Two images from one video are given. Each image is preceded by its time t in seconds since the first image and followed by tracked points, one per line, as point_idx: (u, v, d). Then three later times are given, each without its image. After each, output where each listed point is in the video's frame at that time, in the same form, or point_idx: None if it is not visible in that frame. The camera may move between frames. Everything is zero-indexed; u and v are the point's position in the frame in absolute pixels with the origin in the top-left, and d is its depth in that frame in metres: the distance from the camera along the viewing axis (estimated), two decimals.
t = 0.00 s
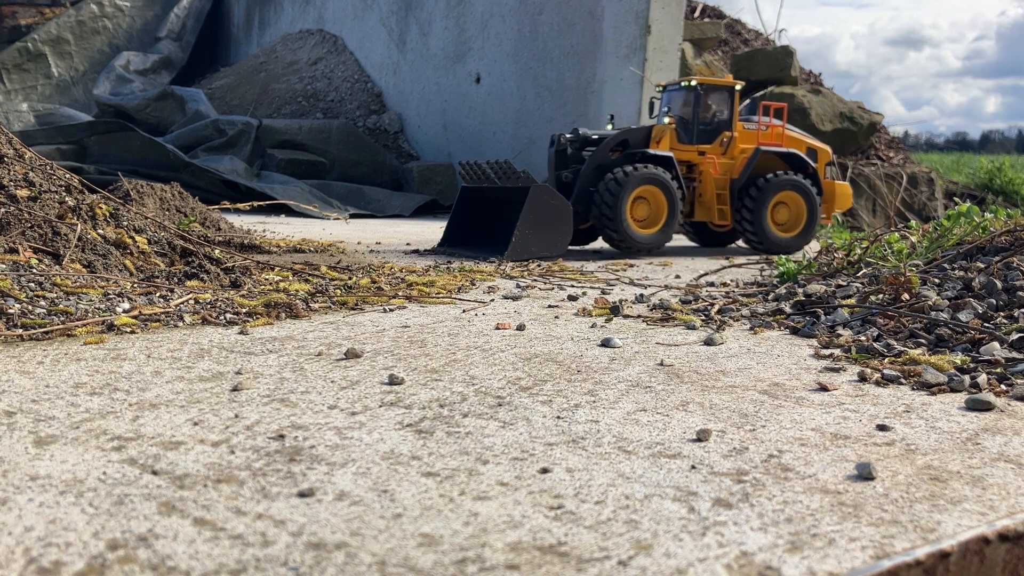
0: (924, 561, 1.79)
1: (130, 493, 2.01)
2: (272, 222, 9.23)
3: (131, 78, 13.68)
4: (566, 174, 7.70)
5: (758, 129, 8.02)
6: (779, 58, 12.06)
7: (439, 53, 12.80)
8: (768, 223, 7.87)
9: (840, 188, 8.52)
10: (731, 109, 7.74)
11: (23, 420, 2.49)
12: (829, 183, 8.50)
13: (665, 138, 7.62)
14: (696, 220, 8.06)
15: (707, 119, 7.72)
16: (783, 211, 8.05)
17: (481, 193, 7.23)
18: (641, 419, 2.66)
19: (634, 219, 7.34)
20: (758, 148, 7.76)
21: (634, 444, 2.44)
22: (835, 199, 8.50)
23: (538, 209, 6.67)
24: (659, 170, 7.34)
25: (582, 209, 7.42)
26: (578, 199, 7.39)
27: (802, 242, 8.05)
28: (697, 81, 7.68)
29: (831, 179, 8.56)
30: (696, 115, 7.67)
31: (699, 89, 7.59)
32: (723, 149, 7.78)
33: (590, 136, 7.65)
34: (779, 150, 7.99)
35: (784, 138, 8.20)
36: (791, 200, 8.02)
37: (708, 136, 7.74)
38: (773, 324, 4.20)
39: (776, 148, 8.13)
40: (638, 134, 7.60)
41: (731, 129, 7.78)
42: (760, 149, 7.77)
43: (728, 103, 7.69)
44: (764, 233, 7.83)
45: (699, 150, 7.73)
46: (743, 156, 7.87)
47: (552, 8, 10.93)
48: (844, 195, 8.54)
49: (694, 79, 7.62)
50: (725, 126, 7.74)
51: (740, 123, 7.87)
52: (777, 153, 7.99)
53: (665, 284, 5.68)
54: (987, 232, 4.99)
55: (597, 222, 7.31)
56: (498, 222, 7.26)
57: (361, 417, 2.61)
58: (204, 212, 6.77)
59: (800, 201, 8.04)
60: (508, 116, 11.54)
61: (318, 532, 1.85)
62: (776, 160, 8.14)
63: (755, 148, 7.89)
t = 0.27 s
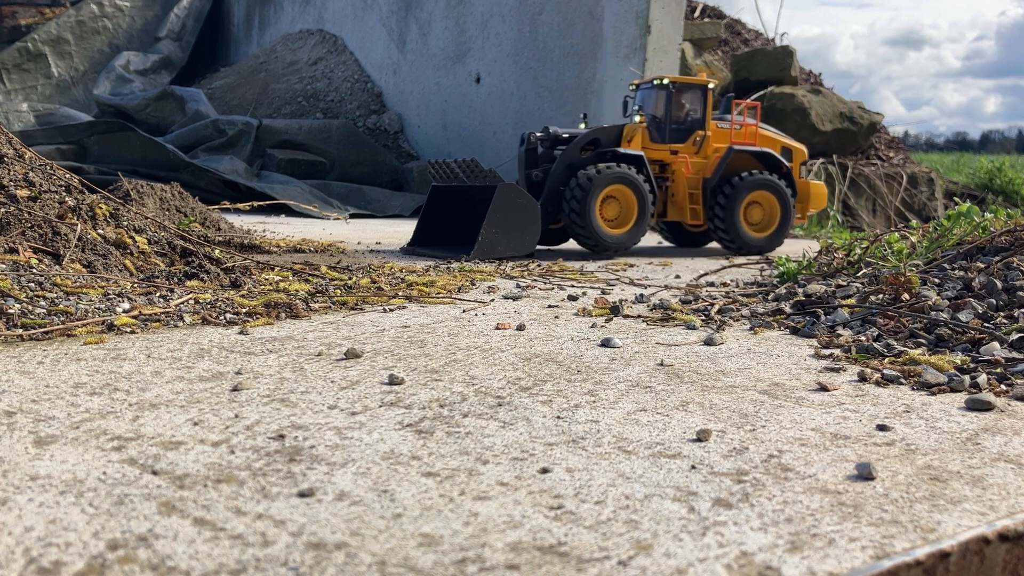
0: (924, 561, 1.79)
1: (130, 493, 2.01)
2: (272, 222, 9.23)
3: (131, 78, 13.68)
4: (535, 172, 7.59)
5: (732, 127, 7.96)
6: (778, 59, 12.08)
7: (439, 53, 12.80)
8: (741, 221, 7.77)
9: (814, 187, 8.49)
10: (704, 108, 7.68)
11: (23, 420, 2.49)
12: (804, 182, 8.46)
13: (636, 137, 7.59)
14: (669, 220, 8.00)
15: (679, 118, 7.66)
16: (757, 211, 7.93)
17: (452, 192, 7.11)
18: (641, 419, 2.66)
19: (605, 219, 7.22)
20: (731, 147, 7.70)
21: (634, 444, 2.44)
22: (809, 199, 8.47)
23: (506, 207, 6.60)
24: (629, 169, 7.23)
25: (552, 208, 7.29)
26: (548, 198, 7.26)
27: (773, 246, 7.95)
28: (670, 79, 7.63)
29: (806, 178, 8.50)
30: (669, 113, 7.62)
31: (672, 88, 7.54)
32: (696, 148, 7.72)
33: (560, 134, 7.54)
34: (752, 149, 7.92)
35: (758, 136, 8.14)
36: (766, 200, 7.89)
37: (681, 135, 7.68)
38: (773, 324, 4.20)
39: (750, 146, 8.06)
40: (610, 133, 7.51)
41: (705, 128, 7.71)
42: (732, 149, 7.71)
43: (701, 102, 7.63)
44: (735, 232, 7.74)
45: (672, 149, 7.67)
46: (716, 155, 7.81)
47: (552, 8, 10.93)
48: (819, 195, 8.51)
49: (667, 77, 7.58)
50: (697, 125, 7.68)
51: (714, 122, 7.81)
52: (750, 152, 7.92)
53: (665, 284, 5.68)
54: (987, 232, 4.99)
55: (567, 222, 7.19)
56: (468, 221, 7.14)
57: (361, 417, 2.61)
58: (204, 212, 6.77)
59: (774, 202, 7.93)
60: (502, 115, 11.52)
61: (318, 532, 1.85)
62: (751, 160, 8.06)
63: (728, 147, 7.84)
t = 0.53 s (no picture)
0: (924, 561, 1.79)
1: (130, 493, 2.01)
2: (272, 222, 9.23)
3: (131, 78, 13.68)
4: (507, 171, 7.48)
5: (707, 127, 7.80)
6: (779, 59, 12.10)
7: (439, 53, 12.81)
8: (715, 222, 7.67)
9: (791, 188, 8.36)
10: (679, 107, 7.54)
11: (23, 420, 2.49)
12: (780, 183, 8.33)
13: (609, 136, 7.42)
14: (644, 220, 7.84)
15: (654, 117, 7.51)
16: (731, 212, 7.83)
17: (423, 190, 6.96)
18: (641, 419, 2.66)
19: (576, 220, 7.11)
20: (706, 148, 7.56)
21: (634, 444, 2.44)
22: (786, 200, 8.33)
23: (474, 207, 6.48)
24: (600, 170, 7.12)
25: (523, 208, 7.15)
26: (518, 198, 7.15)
27: (749, 248, 7.86)
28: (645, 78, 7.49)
29: (781, 178, 8.35)
30: (644, 113, 7.47)
31: (647, 87, 7.39)
32: (671, 148, 7.56)
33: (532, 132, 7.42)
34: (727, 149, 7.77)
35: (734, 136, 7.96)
36: (740, 200, 7.80)
37: (656, 134, 7.52)
38: (773, 324, 4.19)
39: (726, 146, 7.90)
40: (583, 132, 7.40)
41: (680, 127, 7.57)
42: (707, 149, 7.57)
43: (676, 101, 7.49)
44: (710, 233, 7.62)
45: (647, 149, 7.51)
46: (691, 155, 7.65)
47: (552, 8, 10.93)
48: (796, 196, 8.39)
49: (642, 76, 7.43)
50: (673, 125, 7.54)
51: (689, 122, 7.67)
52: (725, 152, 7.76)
53: (665, 284, 5.67)
54: (987, 232, 4.99)
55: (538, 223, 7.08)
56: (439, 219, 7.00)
57: (361, 417, 2.61)
58: (204, 212, 6.77)
59: (748, 202, 7.84)
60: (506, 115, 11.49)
61: (318, 532, 1.85)
62: (726, 160, 7.94)
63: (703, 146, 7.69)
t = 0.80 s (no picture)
0: (924, 561, 1.80)
1: (130, 493, 2.01)
2: (272, 222, 9.23)
3: (131, 78, 13.68)
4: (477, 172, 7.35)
5: (681, 126, 7.62)
6: (779, 59, 12.13)
7: (439, 53, 12.81)
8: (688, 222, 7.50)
9: (767, 188, 8.16)
10: (653, 106, 7.41)
11: (23, 420, 2.49)
12: (756, 183, 8.12)
13: (582, 136, 7.26)
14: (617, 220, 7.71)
15: (628, 116, 7.38)
16: (705, 212, 7.65)
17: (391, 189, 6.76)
18: (641, 419, 2.66)
19: (547, 220, 6.96)
20: (678, 147, 7.42)
21: (634, 444, 2.44)
22: (762, 201, 8.13)
23: (441, 208, 6.33)
24: (571, 169, 6.99)
25: (494, 209, 7.02)
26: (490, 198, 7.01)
27: (723, 249, 7.68)
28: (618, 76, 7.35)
29: (757, 179, 8.13)
30: (617, 112, 7.34)
31: (619, 86, 7.26)
32: (645, 148, 7.43)
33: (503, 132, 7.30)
34: (701, 149, 7.60)
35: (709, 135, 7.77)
36: (714, 199, 7.60)
37: (629, 134, 7.40)
38: (773, 324, 4.20)
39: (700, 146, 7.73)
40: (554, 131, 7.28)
41: (654, 127, 7.44)
42: (680, 148, 7.43)
43: (650, 100, 7.36)
44: (682, 234, 7.47)
45: (620, 149, 7.38)
46: (665, 155, 7.51)
47: (552, 8, 10.92)
48: (772, 196, 8.19)
49: (614, 74, 7.29)
50: (646, 124, 7.41)
51: (664, 121, 7.52)
52: (698, 151, 7.60)
53: (665, 284, 5.68)
54: (987, 232, 4.99)
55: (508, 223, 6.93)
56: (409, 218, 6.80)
57: (361, 417, 2.61)
58: (204, 212, 6.77)
59: (723, 201, 7.64)
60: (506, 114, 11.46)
61: (318, 532, 1.85)
62: (700, 159, 7.75)
63: (676, 145, 7.53)
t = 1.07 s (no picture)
0: (924, 561, 1.79)
1: (130, 493, 2.01)
2: (271, 222, 9.23)
3: (131, 78, 13.67)
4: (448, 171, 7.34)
5: (655, 126, 7.59)
6: (778, 59, 12.12)
7: (439, 53, 12.80)
8: (661, 223, 7.48)
9: (743, 188, 8.14)
10: (627, 106, 7.41)
11: (23, 420, 2.49)
12: (732, 183, 8.10)
13: (554, 135, 7.30)
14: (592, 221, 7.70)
15: (600, 116, 7.38)
16: (679, 212, 7.63)
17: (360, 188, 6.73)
18: (641, 419, 2.66)
19: (519, 221, 6.93)
20: (651, 147, 7.40)
21: (634, 444, 2.44)
22: (737, 201, 8.10)
23: (409, 208, 6.30)
24: (543, 168, 6.97)
25: (465, 209, 7.01)
26: (460, 199, 6.99)
27: (697, 249, 7.66)
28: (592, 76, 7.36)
29: (731, 180, 8.10)
30: (591, 111, 7.35)
31: (592, 85, 7.27)
32: (617, 148, 7.43)
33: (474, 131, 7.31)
34: (675, 149, 7.57)
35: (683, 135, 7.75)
36: (687, 199, 7.58)
37: (601, 133, 7.40)
38: (773, 324, 4.20)
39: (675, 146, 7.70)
40: (526, 130, 7.28)
41: (627, 127, 7.43)
42: (653, 148, 7.41)
43: (623, 100, 7.36)
44: (655, 234, 7.44)
45: (592, 149, 7.37)
46: (638, 155, 7.50)
47: (552, 8, 10.92)
48: (747, 196, 8.17)
49: (587, 74, 7.30)
50: (619, 124, 7.40)
51: (637, 121, 7.51)
52: (672, 151, 7.57)
53: (665, 284, 5.68)
54: (987, 232, 4.99)
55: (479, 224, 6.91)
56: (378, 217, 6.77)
57: (361, 417, 2.61)
58: (204, 212, 6.77)
59: (696, 201, 7.62)
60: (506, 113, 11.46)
61: (318, 532, 1.85)
62: (674, 159, 7.72)
63: (649, 145, 7.50)
